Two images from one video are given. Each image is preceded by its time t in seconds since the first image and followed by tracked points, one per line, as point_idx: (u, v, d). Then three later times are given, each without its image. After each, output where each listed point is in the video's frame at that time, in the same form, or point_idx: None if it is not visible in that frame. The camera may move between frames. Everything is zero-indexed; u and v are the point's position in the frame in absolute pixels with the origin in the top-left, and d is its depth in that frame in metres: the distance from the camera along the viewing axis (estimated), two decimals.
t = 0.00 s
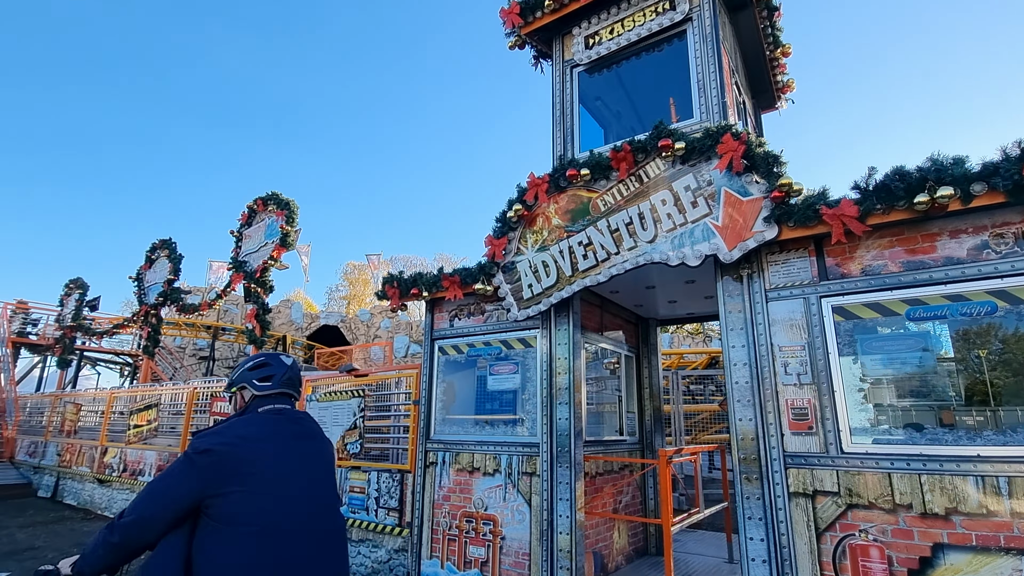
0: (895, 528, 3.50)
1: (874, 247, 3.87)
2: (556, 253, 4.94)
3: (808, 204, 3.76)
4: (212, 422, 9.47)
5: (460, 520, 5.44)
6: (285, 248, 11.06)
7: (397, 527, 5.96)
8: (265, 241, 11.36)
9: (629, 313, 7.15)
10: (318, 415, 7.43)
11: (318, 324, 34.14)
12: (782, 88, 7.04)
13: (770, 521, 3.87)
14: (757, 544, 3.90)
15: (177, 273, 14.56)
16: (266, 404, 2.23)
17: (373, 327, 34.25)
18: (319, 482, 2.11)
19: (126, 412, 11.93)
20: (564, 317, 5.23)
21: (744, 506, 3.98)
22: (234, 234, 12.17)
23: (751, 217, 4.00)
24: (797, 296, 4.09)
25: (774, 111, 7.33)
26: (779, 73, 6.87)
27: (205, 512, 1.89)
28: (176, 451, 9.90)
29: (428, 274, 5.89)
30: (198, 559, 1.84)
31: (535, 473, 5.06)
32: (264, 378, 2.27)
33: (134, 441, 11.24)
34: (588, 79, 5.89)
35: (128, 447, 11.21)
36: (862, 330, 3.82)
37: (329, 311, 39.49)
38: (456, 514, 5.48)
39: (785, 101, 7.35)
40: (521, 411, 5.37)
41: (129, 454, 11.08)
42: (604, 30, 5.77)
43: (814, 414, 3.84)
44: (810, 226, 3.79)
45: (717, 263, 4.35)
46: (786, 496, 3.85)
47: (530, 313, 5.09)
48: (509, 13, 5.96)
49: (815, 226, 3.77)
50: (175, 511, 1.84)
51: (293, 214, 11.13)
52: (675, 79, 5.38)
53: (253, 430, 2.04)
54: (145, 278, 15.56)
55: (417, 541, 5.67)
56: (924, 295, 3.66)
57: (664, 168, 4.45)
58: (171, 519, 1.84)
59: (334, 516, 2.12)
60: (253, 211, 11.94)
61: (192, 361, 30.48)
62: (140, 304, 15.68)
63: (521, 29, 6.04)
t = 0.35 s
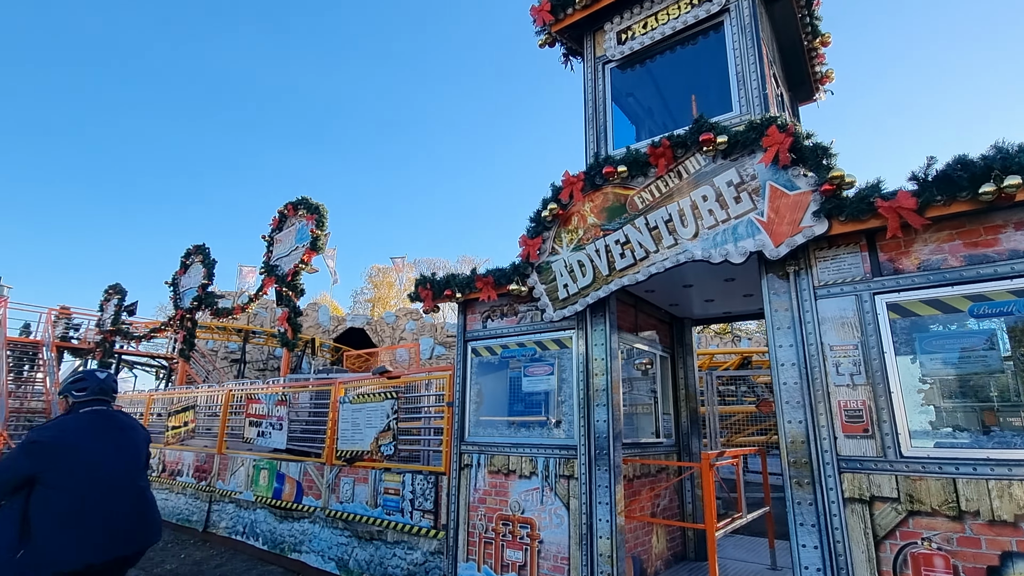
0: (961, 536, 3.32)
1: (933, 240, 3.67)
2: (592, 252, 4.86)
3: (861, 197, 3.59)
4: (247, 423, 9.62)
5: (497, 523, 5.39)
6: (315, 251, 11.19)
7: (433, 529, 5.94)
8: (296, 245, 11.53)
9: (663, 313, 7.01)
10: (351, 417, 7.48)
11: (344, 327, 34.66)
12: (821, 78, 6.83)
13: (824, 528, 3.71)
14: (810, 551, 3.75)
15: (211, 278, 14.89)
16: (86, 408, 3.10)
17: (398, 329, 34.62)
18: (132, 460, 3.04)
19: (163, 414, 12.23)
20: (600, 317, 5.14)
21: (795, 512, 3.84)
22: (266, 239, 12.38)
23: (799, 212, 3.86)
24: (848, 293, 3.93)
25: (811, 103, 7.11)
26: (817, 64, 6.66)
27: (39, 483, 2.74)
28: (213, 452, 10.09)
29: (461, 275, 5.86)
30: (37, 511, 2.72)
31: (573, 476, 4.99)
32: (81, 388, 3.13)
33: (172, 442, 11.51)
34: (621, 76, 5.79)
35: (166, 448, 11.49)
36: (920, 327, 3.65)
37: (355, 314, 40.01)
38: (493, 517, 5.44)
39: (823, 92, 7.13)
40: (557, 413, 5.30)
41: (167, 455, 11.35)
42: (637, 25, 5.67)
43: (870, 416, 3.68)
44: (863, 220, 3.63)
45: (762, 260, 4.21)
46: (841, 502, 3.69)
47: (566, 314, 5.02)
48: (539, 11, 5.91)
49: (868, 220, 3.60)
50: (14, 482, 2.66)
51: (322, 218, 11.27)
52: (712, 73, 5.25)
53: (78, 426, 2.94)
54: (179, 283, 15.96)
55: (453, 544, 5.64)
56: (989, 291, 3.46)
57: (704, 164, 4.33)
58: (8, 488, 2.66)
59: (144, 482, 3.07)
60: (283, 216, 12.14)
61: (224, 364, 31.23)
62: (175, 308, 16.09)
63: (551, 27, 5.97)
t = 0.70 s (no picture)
0: None
1: (995, 233, 3.50)
2: (629, 250, 4.76)
3: (919, 187, 3.45)
4: (276, 425, 9.69)
5: (533, 526, 5.31)
6: (340, 254, 11.25)
7: (466, 531, 5.88)
8: (320, 248, 11.62)
9: (696, 312, 6.87)
10: (381, 418, 7.48)
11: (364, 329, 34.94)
12: (858, 69, 6.63)
13: (883, 533, 3.57)
14: (868, 557, 3.60)
15: (237, 281, 15.08)
16: None
17: (417, 331, 34.76)
18: None
19: (193, 415, 12.40)
20: (637, 316, 5.03)
21: (852, 517, 3.70)
22: (291, 242, 12.50)
23: (851, 205, 3.72)
24: (904, 288, 3.77)
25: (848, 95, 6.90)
26: (855, 53, 6.46)
27: None
28: (242, 453, 10.19)
29: (494, 274, 5.80)
30: None
31: (612, 478, 4.88)
32: None
33: (202, 443, 11.65)
34: (653, 70, 5.68)
35: (196, 449, 11.64)
36: (983, 323, 3.49)
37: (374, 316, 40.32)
38: (528, 520, 5.36)
39: (860, 83, 6.91)
40: (594, 414, 5.21)
41: (197, 456, 11.50)
42: (670, 18, 5.55)
43: (930, 417, 3.52)
44: (920, 211, 3.47)
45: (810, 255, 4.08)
46: (901, 507, 3.54)
47: (603, 313, 4.92)
48: (569, 6, 5.84)
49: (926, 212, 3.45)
50: None
51: (347, 220, 11.34)
52: (750, 64, 5.11)
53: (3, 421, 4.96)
54: (206, 286, 16.22)
55: (488, 546, 5.58)
56: None
57: (748, 157, 4.20)
58: None
59: None
60: (307, 218, 12.24)
61: (248, 366, 31.71)
62: (202, 311, 16.35)
63: (581, 22, 5.90)
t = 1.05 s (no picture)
0: None
1: None
2: (656, 246, 4.67)
3: (964, 178, 3.35)
4: (291, 427, 9.63)
5: (558, 529, 5.23)
6: (351, 255, 11.20)
7: (489, 534, 5.80)
8: (332, 249, 11.59)
9: (717, 309, 6.77)
10: (398, 419, 7.41)
11: (371, 330, 34.95)
12: (881, 61, 6.49)
13: (929, 534, 3.48)
14: (913, 560, 3.51)
15: (247, 283, 15.06)
16: None
17: (424, 332, 34.75)
18: None
19: (205, 418, 12.37)
20: (664, 313, 4.94)
21: (895, 518, 3.61)
22: (301, 243, 12.47)
23: (890, 196, 3.62)
24: (945, 282, 3.67)
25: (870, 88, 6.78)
26: (877, 45, 6.34)
27: None
28: (256, 456, 10.14)
29: (514, 273, 5.72)
30: None
31: (640, 479, 4.79)
32: None
33: (215, 446, 11.60)
34: (675, 64, 5.58)
35: (209, 452, 11.60)
36: None
37: (381, 317, 40.34)
38: (553, 522, 5.27)
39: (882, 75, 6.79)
40: (620, 415, 5.13)
41: (211, 459, 11.46)
42: (692, 11, 5.46)
43: (976, 414, 3.42)
44: (965, 203, 3.38)
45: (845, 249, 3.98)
46: (947, 507, 3.45)
47: (629, 311, 4.83)
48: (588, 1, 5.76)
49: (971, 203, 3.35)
50: None
51: (358, 221, 11.31)
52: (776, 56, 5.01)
53: None
54: (216, 289, 16.21)
55: (512, 549, 5.50)
56: None
57: (780, 149, 4.10)
58: None
59: None
60: (318, 220, 12.22)
61: (256, 369, 31.75)
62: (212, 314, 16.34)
63: (600, 17, 5.82)
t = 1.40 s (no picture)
0: None
1: None
2: (676, 240, 4.55)
3: (1003, 166, 3.23)
4: (296, 426, 9.50)
5: (573, 529, 5.11)
6: (357, 251, 11.10)
7: (501, 534, 5.68)
8: (337, 246, 11.50)
9: (732, 305, 6.66)
10: (407, 418, 7.28)
11: (372, 329, 34.86)
12: (899, 53, 6.38)
13: (965, 535, 3.36)
14: (949, 561, 3.40)
15: (250, 281, 14.95)
16: None
17: (425, 331, 34.70)
18: None
19: (209, 417, 12.24)
20: (683, 308, 4.82)
21: (929, 518, 3.49)
22: (306, 241, 12.37)
23: (923, 186, 3.51)
24: (980, 275, 3.55)
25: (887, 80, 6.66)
26: (896, 36, 6.22)
27: None
28: (261, 455, 10.02)
29: (528, 268, 5.59)
30: None
31: (659, 478, 4.68)
32: None
33: (218, 445, 11.47)
34: (692, 54, 5.46)
35: (212, 451, 11.48)
36: None
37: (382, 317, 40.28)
38: (568, 522, 5.16)
39: (899, 67, 6.67)
40: (637, 412, 5.01)
41: (214, 458, 11.33)
42: None
43: (1015, 411, 3.31)
44: (1004, 192, 3.26)
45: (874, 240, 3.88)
46: (983, 507, 3.34)
47: (647, 306, 4.72)
48: None
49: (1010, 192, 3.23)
50: None
51: (363, 218, 11.21)
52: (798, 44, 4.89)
53: None
54: (218, 287, 16.09)
55: (526, 550, 5.39)
56: None
57: (807, 138, 3.98)
58: None
59: None
60: (322, 217, 12.14)
61: (257, 368, 31.65)
62: (215, 312, 16.21)
63: (615, 7, 5.70)
